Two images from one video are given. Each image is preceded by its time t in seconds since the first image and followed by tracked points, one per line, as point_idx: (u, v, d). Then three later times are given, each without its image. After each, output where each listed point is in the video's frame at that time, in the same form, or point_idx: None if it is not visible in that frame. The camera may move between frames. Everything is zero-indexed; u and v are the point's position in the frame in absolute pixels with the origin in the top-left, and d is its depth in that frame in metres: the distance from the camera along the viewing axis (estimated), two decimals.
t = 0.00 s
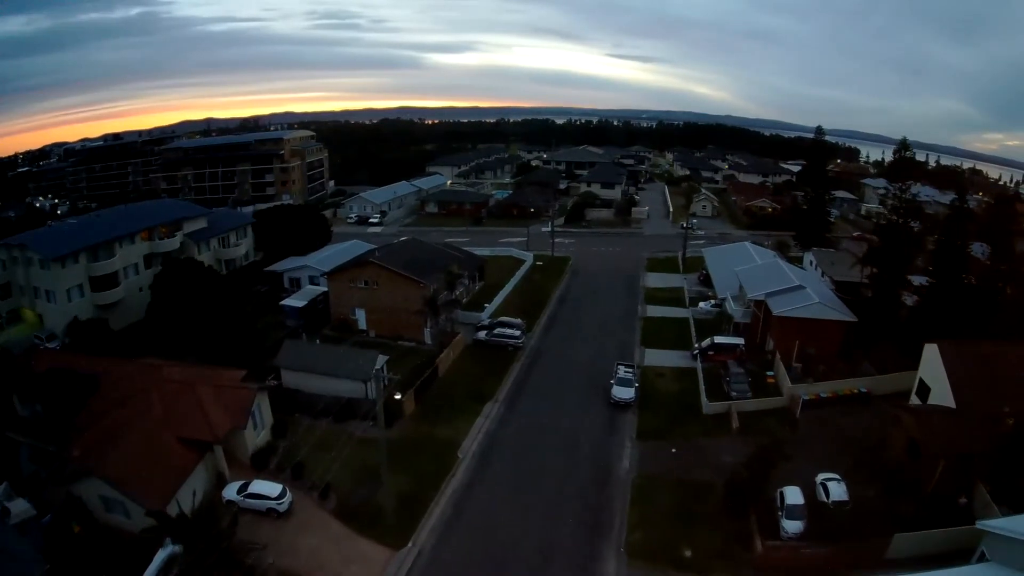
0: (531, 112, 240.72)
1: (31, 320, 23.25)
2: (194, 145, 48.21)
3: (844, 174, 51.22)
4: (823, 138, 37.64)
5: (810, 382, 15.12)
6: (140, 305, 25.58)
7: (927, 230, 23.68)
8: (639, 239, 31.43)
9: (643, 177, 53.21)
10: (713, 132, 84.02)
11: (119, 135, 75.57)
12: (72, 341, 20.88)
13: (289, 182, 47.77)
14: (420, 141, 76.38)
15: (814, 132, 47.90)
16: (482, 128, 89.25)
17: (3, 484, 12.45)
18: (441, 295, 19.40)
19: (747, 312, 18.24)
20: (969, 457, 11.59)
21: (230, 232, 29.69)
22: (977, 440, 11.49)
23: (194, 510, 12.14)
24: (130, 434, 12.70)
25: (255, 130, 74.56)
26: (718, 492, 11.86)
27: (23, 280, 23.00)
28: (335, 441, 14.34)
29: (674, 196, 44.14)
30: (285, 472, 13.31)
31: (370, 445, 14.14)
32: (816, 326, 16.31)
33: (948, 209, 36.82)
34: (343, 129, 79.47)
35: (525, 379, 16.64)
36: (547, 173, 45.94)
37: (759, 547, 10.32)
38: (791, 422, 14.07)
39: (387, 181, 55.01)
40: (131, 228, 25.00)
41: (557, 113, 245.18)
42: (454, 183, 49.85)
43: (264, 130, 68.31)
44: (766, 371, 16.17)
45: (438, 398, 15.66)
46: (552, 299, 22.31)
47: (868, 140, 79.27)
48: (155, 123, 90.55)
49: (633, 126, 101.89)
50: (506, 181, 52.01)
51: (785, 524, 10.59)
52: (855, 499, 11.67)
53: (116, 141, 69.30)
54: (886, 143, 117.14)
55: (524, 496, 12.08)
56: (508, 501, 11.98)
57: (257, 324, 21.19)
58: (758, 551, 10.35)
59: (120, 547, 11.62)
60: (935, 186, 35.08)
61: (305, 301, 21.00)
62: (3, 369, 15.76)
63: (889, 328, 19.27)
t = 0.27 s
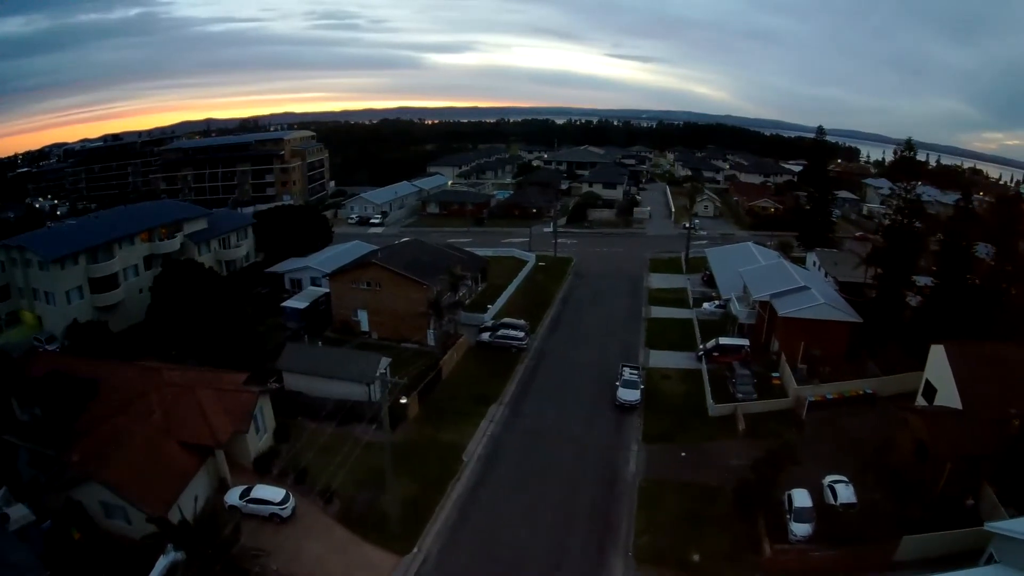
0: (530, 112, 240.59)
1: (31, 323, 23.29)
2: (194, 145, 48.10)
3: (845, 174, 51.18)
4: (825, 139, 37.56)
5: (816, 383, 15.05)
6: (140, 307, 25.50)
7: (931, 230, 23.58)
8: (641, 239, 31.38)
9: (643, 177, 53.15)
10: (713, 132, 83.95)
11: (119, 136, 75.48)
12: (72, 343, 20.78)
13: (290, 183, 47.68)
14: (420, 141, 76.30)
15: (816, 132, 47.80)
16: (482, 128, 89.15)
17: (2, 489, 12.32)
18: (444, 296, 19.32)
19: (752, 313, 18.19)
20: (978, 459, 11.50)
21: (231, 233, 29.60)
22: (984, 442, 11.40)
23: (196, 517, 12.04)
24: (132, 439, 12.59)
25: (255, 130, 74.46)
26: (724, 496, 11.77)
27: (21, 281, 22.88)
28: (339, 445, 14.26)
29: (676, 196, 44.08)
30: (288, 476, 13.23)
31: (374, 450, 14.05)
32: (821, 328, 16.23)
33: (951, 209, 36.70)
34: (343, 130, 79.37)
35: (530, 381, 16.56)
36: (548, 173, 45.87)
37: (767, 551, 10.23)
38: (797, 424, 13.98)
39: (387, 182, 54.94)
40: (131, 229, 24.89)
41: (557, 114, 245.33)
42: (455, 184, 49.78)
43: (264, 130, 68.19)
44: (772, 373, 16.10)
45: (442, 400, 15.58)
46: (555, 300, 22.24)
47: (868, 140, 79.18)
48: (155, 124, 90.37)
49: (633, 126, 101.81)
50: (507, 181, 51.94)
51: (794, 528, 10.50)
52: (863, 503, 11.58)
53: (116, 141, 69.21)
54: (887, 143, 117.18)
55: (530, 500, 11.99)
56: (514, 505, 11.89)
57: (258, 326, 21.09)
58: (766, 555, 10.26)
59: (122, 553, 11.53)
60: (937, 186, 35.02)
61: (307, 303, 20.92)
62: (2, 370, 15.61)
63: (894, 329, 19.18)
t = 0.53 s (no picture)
0: (529, 113, 240.46)
1: (31, 323, 23.15)
2: (194, 145, 48.02)
3: (846, 174, 51.14)
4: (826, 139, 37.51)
5: (821, 384, 14.96)
6: (140, 307, 25.41)
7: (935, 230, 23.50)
8: (643, 239, 31.32)
9: (644, 177, 53.12)
10: (714, 132, 83.91)
11: (118, 137, 75.29)
12: (71, 344, 20.68)
13: (290, 183, 47.60)
14: (420, 142, 76.26)
15: (817, 132, 47.76)
16: (482, 128, 89.06)
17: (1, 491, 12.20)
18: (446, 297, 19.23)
19: (756, 313, 18.12)
20: (984, 460, 11.42)
21: (231, 233, 29.51)
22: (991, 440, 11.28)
23: (197, 520, 11.93)
24: (132, 442, 12.46)
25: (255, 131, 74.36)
26: (730, 498, 11.68)
27: (21, 281, 22.78)
28: (342, 448, 14.18)
29: (677, 197, 44.03)
30: (290, 478, 13.12)
31: (377, 453, 13.95)
32: (826, 328, 16.15)
33: (953, 210, 36.68)
34: (343, 130, 79.30)
35: (533, 382, 16.46)
36: (549, 173, 45.80)
37: (775, 552, 10.14)
38: (803, 425, 13.89)
39: (387, 182, 54.87)
40: (131, 230, 24.80)
41: (556, 115, 245.23)
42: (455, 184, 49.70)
43: (264, 131, 68.11)
44: (777, 373, 16.02)
45: (445, 401, 15.50)
46: (557, 301, 22.15)
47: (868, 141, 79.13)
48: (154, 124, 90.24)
49: (633, 126, 101.77)
50: (508, 182, 51.86)
51: (801, 530, 10.41)
52: (870, 504, 11.49)
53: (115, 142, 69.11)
54: (887, 142, 117.19)
55: (535, 502, 11.91)
56: (519, 508, 11.80)
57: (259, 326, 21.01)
58: (774, 557, 10.17)
59: (122, 556, 11.43)
60: (939, 186, 34.95)
61: (308, 304, 20.84)
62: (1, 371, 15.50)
63: (898, 329, 19.11)
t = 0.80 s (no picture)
0: (528, 114, 240.37)
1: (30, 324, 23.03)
2: (194, 146, 47.96)
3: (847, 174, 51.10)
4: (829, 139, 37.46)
5: (826, 383, 14.89)
6: (139, 308, 25.32)
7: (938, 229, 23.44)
8: (644, 239, 31.26)
9: (645, 177, 53.08)
10: (714, 133, 83.86)
11: (118, 137, 75.15)
12: (71, 344, 20.60)
13: (290, 184, 47.53)
14: (420, 142, 76.19)
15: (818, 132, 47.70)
16: (482, 129, 89.02)
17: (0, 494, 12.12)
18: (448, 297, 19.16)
19: (760, 312, 18.06)
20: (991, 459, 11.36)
21: (232, 233, 29.44)
22: (998, 439, 11.20)
23: (198, 522, 11.85)
24: (133, 443, 12.39)
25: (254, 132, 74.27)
26: (735, 499, 11.60)
27: (19, 281, 22.68)
28: (344, 449, 14.09)
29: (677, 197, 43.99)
30: (292, 480, 13.05)
31: (379, 454, 13.87)
32: (830, 327, 16.07)
33: (955, 210, 36.64)
34: (343, 131, 79.22)
35: (537, 383, 16.39)
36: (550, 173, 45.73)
37: (781, 552, 10.07)
38: (807, 425, 13.82)
39: (388, 182, 54.81)
40: (131, 230, 24.71)
41: (556, 115, 245.65)
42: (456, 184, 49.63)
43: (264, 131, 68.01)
44: (781, 373, 15.95)
45: (448, 402, 15.42)
46: (559, 301, 22.08)
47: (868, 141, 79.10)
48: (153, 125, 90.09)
49: (633, 127, 101.75)
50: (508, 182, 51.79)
51: (807, 530, 10.35)
52: (876, 504, 11.43)
53: (114, 142, 68.96)
54: (888, 142, 117.31)
55: (540, 504, 11.84)
56: (524, 509, 11.73)
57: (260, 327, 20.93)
58: (780, 557, 10.09)
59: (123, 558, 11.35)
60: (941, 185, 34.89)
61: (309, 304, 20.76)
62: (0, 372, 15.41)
63: (902, 328, 19.03)
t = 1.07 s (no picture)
0: (528, 115, 240.65)
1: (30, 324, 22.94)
2: (194, 146, 47.89)
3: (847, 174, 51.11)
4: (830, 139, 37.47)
5: (830, 382, 14.81)
6: (139, 308, 25.24)
7: (939, 228, 23.41)
8: (645, 239, 31.24)
9: (645, 177, 53.07)
10: (714, 133, 83.91)
11: (117, 138, 75.03)
12: (70, 344, 20.53)
13: (290, 184, 47.47)
14: (420, 143, 76.19)
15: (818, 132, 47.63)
16: (482, 130, 89.04)
17: None
18: (450, 296, 19.11)
19: (763, 312, 18.02)
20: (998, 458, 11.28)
21: (232, 233, 29.35)
22: (1004, 437, 11.13)
23: (199, 523, 11.77)
24: (133, 445, 12.29)
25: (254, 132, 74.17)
26: (740, 499, 11.53)
27: (19, 281, 22.58)
28: (345, 449, 14.03)
29: (678, 197, 43.97)
30: (294, 481, 12.95)
31: (381, 455, 13.81)
32: (833, 326, 16.02)
33: (956, 209, 36.64)
34: (342, 132, 79.16)
35: (539, 383, 16.33)
36: (550, 173, 45.71)
37: (787, 551, 10.00)
38: (811, 424, 13.77)
39: (388, 183, 54.78)
40: (131, 229, 24.63)
41: (555, 116, 245.85)
42: (456, 184, 49.59)
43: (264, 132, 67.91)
44: (784, 372, 15.88)
45: (450, 402, 15.37)
46: (561, 301, 22.04)
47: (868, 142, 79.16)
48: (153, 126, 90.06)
49: (632, 127, 101.79)
50: (509, 182, 51.75)
51: (812, 530, 10.28)
52: (881, 502, 11.35)
53: (113, 143, 68.92)
54: (888, 142, 117.41)
55: (544, 504, 11.78)
56: (528, 509, 11.67)
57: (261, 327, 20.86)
58: (786, 557, 10.02)
59: (124, 559, 11.28)
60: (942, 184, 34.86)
61: (310, 303, 20.69)
62: None
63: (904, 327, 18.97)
